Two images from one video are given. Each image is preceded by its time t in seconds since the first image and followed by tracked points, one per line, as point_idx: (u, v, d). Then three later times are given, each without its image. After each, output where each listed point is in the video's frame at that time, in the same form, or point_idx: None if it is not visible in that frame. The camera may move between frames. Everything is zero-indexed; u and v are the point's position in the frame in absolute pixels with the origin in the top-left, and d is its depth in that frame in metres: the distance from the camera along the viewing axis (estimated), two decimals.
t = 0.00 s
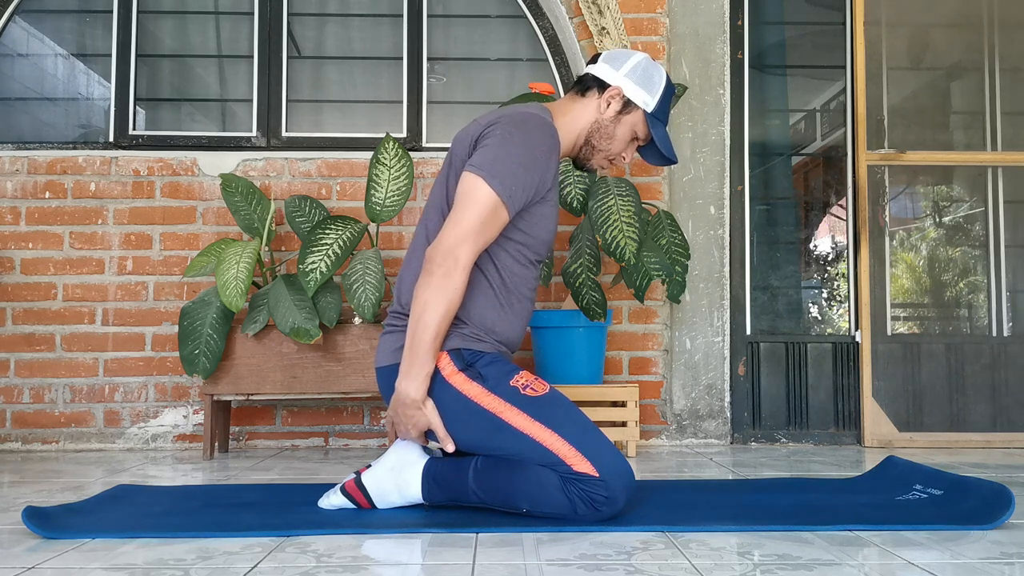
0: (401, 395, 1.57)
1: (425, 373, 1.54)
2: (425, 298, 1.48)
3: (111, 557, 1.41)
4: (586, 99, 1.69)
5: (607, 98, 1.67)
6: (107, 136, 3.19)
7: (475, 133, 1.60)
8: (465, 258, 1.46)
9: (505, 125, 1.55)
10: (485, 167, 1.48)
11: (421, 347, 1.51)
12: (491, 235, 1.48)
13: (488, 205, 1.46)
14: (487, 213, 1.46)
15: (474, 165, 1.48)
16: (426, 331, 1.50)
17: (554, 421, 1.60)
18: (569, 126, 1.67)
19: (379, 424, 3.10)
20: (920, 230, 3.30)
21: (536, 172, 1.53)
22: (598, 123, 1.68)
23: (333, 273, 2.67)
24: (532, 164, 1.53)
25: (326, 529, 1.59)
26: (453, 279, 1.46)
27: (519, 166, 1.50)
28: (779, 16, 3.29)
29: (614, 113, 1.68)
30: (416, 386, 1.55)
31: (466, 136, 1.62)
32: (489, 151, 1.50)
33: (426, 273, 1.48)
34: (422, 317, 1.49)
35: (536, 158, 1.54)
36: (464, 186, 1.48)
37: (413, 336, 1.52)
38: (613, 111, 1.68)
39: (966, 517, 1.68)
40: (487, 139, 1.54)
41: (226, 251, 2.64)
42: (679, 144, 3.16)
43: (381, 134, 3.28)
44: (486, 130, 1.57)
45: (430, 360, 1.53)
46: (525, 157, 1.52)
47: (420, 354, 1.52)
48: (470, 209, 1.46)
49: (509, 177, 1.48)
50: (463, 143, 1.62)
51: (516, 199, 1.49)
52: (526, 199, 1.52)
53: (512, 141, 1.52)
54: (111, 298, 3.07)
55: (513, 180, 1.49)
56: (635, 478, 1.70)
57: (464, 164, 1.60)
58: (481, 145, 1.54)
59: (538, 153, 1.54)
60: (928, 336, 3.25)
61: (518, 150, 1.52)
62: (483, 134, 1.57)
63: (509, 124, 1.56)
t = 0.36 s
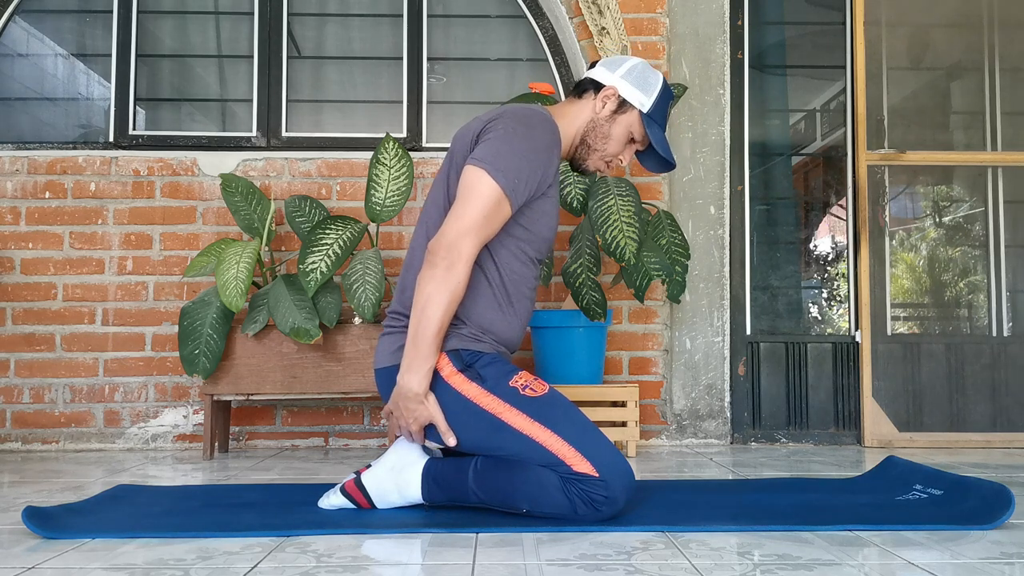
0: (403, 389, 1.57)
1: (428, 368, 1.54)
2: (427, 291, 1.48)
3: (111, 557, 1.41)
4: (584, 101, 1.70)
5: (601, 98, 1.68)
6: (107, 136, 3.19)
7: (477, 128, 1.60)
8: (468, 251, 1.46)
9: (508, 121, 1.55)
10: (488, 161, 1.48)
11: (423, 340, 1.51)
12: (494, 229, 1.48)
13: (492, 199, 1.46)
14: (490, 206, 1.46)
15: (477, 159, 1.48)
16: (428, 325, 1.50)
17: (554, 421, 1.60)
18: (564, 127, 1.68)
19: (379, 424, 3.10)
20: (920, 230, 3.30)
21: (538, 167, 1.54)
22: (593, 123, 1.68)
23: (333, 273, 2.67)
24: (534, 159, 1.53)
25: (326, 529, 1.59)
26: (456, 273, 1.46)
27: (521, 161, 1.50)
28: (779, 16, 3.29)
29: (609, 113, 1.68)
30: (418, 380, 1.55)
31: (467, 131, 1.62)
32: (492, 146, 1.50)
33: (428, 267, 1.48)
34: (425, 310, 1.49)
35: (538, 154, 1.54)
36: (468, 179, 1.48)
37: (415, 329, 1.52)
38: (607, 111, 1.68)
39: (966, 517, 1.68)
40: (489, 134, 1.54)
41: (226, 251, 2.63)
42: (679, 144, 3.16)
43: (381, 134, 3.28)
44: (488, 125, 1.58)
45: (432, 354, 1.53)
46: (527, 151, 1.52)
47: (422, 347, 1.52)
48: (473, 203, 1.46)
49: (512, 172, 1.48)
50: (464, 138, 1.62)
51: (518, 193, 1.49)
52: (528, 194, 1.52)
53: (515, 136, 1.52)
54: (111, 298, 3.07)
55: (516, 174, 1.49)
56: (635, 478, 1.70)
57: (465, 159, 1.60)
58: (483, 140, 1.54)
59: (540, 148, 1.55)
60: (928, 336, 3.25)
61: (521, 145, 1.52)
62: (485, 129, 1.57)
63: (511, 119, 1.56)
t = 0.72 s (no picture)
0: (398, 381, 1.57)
1: (421, 358, 1.53)
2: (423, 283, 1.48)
3: (111, 557, 1.41)
4: (588, 108, 1.69)
5: (606, 108, 1.68)
6: (107, 136, 3.19)
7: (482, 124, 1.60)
8: (466, 244, 1.45)
9: (512, 118, 1.56)
10: (491, 156, 1.48)
11: (419, 331, 1.51)
12: (493, 225, 1.48)
13: (493, 193, 1.46)
14: (490, 201, 1.46)
15: (480, 154, 1.49)
16: (425, 317, 1.50)
17: (554, 420, 1.60)
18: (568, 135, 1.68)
19: (379, 424, 3.10)
20: (920, 230, 3.30)
21: (540, 165, 1.54)
22: (597, 131, 1.68)
23: (334, 273, 2.67)
24: (537, 157, 1.53)
25: (326, 529, 1.59)
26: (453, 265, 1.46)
27: (524, 158, 1.50)
28: (779, 16, 3.29)
29: (614, 123, 1.68)
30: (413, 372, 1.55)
31: (472, 127, 1.62)
32: (495, 141, 1.50)
33: (426, 258, 1.48)
34: (421, 301, 1.49)
35: (541, 152, 1.54)
36: (470, 173, 1.48)
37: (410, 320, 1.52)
38: (612, 121, 1.68)
39: (965, 517, 1.68)
40: (493, 131, 1.54)
41: (226, 251, 2.63)
42: (679, 144, 3.16)
43: (381, 133, 3.28)
44: (493, 122, 1.58)
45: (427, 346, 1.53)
46: (530, 149, 1.52)
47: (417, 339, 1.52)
48: (474, 197, 1.46)
49: (515, 168, 1.48)
50: (469, 134, 1.62)
51: (520, 190, 1.49)
52: (529, 191, 1.52)
53: (519, 133, 1.52)
54: (111, 298, 3.07)
55: (518, 171, 1.49)
56: (635, 478, 1.70)
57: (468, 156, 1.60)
58: (487, 136, 1.54)
59: (543, 147, 1.55)
60: (928, 336, 3.25)
61: (525, 142, 1.52)
62: (490, 126, 1.57)
63: (516, 117, 1.56)
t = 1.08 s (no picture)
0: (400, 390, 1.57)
1: (423, 372, 1.54)
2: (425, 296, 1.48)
3: (111, 557, 1.41)
4: (593, 110, 1.69)
5: (612, 110, 1.68)
6: (107, 136, 3.19)
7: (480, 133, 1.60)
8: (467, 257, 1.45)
9: (511, 127, 1.56)
10: (490, 167, 1.48)
11: (421, 343, 1.51)
12: (493, 235, 1.48)
13: (493, 205, 1.46)
14: (490, 213, 1.46)
15: (480, 165, 1.48)
16: (426, 329, 1.50)
17: (554, 420, 1.60)
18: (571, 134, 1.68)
19: (379, 424, 3.10)
20: (920, 230, 3.30)
21: (540, 174, 1.54)
22: (601, 133, 1.68)
23: (334, 273, 2.67)
24: (537, 167, 1.53)
25: (326, 529, 1.59)
26: (455, 278, 1.46)
27: (523, 168, 1.50)
28: (779, 16, 3.29)
29: (618, 126, 1.68)
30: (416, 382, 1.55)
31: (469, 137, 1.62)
32: (495, 152, 1.50)
33: (426, 271, 1.48)
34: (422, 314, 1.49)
35: (541, 162, 1.54)
36: (469, 185, 1.48)
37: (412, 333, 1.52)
38: (616, 124, 1.68)
39: (965, 517, 1.68)
40: (492, 140, 1.54)
41: (226, 251, 2.63)
42: (679, 144, 3.16)
43: (381, 133, 3.28)
44: (492, 130, 1.58)
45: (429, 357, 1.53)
46: (530, 159, 1.52)
47: (420, 352, 1.52)
48: (473, 209, 1.46)
49: (515, 179, 1.48)
50: (468, 142, 1.61)
51: (520, 200, 1.49)
52: (529, 201, 1.52)
53: (518, 143, 1.52)
54: (111, 298, 3.07)
55: (518, 181, 1.49)
56: (634, 478, 1.70)
57: (468, 164, 1.60)
58: (487, 145, 1.54)
59: (543, 156, 1.55)
60: (928, 336, 3.25)
61: (524, 152, 1.52)
62: (489, 134, 1.57)
63: (515, 126, 1.56)
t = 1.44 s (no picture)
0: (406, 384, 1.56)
1: (428, 366, 1.53)
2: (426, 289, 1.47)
3: (111, 557, 1.41)
4: (586, 100, 1.69)
5: (605, 98, 1.67)
6: (107, 136, 3.19)
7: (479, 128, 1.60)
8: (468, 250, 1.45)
9: (508, 121, 1.56)
10: (488, 161, 1.48)
11: (423, 337, 1.50)
12: (493, 228, 1.48)
13: (491, 198, 1.46)
14: (489, 206, 1.46)
15: (478, 159, 1.48)
16: (428, 323, 1.49)
17: (554, 420, 1.60)
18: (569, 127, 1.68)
19: (379, 424, 3.10)
20: (920, 230, 3.30)
21: (539, 168, 1.54)
22: (598, 122, 1.68)
23: (334, 273, 2.67)
24: (535, 159, 1.53)
25: (326, 529, 1.59)
26: (456, 270, 1.46)
27: (522, 161, 1.50)
28: (779, 16, 3.29)
29: (613, 112, 1.68)
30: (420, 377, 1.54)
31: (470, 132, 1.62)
32: (493, 146, 1.50)
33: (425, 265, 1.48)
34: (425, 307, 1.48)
35: (540, 155, 1.54)
36: (468, 179, 1.48)
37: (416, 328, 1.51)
38: (612, 110, 1.68)
39: (965, 517, 1.68)
40: (490, 135, 1.54)
41: (226, 251, 2.63)
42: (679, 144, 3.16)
43: (381, 133, 3.28)
44: (490, 125, 1.58)
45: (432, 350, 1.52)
46: (528, 152, 1.52)
47: (423, 346, 1.51)
48: (472, 202, 1.46)
49: (513, 171, 1.48)
50: (467, 138, 1.62)
51: (519, 194, 1.49)
52: (529, 194, 1.52)
53: (516, 136, 1.52)
54: (111, 298, 3.07)
55: (517, 174, 1.49)
56: (635, 478, 1.70)
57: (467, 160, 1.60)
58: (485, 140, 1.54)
59: (541, 149, 1.55)
60: (928, 336, 3.25)
61: (522, 145, 1.52)
62: (487, 130, 1.57)
63: (513, 120, 1.56)
